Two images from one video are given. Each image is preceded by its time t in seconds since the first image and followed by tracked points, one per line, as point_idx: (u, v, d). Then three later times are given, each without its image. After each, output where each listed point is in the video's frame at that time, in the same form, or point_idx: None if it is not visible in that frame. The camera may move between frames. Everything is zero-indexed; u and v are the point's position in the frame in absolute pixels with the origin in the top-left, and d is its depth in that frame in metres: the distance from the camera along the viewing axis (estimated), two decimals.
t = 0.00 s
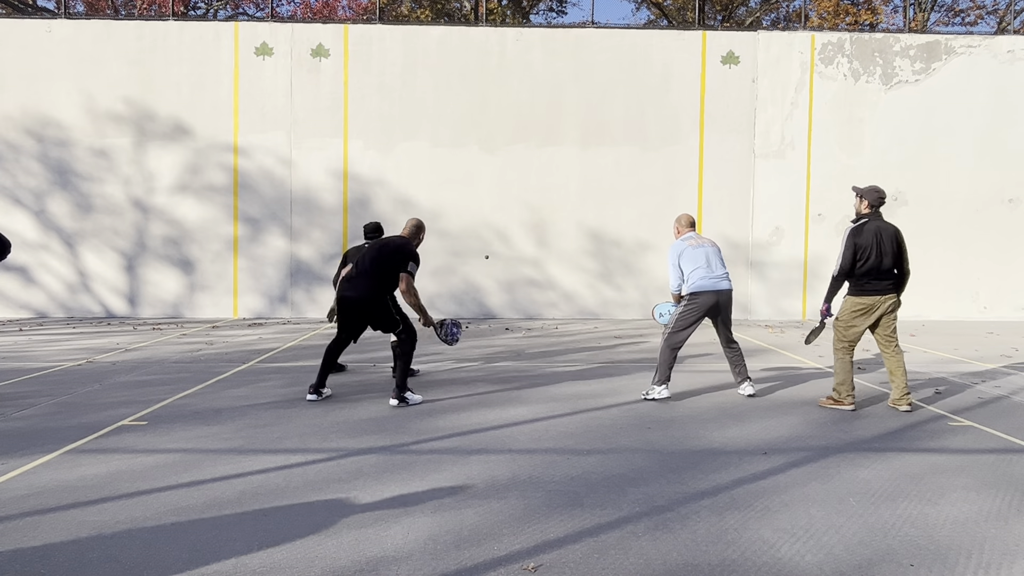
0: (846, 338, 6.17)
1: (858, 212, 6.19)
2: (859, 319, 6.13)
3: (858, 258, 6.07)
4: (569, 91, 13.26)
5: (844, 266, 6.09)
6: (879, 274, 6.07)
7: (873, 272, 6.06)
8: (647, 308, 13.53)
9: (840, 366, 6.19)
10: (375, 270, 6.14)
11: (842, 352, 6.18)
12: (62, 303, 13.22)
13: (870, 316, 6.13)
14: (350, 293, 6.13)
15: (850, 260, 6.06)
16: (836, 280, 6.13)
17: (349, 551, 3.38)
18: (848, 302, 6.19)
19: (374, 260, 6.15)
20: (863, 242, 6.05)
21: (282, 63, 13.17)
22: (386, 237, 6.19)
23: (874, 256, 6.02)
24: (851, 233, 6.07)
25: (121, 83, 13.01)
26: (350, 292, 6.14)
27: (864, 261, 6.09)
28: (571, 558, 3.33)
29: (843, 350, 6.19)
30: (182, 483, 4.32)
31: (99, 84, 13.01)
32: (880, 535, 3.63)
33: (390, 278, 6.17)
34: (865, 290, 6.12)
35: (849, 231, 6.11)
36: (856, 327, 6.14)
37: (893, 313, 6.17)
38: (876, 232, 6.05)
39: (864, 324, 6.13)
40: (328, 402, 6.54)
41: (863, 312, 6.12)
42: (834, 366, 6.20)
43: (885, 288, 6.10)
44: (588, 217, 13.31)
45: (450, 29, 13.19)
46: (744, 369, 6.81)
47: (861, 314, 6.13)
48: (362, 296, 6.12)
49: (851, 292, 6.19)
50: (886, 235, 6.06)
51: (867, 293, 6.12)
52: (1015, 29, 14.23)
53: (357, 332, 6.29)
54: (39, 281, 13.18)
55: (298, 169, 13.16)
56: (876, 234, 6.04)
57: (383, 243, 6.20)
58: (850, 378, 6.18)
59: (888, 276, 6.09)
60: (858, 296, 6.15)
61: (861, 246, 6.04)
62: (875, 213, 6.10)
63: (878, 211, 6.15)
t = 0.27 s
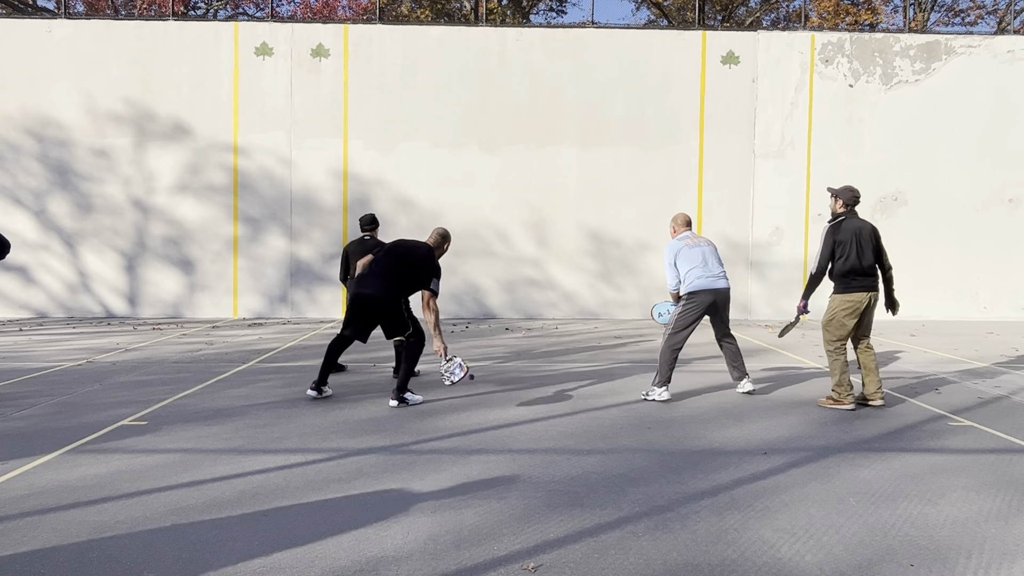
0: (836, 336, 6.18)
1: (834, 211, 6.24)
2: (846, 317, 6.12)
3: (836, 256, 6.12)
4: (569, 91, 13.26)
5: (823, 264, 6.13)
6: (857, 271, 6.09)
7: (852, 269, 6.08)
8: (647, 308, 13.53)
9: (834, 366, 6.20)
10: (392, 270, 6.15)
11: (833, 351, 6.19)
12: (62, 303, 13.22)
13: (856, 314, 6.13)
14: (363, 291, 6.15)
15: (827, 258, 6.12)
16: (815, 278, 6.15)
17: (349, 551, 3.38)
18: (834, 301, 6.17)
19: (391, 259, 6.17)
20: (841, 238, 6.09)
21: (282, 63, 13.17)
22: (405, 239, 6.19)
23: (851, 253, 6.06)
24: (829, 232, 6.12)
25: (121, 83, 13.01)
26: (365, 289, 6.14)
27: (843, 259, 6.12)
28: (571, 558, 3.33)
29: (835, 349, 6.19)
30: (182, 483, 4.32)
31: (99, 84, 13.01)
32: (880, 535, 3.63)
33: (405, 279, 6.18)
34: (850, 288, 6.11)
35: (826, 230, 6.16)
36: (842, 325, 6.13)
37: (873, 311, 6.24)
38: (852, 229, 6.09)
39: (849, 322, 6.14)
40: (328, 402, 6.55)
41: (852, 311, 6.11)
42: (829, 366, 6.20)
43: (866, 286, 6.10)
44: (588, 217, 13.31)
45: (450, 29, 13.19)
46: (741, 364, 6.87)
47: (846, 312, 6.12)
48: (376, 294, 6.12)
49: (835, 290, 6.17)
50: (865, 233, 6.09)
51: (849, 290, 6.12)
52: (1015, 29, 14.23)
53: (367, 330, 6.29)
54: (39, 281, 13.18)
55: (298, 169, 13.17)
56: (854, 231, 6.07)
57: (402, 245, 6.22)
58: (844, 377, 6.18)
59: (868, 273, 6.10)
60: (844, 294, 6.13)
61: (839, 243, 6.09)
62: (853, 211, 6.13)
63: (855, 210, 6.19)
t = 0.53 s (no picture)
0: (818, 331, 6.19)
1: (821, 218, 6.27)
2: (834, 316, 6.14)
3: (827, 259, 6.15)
4: (568, 91, 13.26)
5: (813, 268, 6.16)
6: (851, 275, 6.10)
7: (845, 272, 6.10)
8: (647, 308, 13.53)
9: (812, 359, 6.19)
10: (406, 263, 6.14)
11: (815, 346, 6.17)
12: (62, 303, 13.22)
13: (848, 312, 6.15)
14: (379, 287, 6.11)
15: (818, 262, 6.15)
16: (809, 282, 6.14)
17: (348, 551, 3.38)
18: (828, 301, 6.16)
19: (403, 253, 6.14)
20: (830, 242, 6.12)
21: (282, 63, 13.17)
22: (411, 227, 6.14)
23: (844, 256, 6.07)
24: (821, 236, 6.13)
25: (121, 83, 13.01)
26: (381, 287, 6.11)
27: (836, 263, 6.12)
28: (571, 558, 3.33)
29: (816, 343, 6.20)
30: (182, 483, 4.32)
31: (99, 84, 13.01)
32: (879, 535, 3.63)
33: (419, 271, 6.17)
34: (842, 288, 6.13)
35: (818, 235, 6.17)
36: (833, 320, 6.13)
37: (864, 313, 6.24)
38: (844, 233, 6.11)
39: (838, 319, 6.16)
40: (327, 402, 6.55)
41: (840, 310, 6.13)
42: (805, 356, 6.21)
43: (858, 287, 6.10)
44: (588, 217, 13.30)
45: (450, 29, 13.19)
46: (746, 372, 6.83)
47: (839, 309, 6.13)
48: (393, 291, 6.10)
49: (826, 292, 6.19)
50: (855, 236, 6.11)
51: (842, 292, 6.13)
52: (1015, 29, 14.21)
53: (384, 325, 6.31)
54: (39, 281, 13.18)
55: (298, 169, 13.16)
56: (844, 235, 6.09)
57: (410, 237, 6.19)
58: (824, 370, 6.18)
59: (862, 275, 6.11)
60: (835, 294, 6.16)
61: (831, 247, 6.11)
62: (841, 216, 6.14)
63: (843, 215, 6.21)
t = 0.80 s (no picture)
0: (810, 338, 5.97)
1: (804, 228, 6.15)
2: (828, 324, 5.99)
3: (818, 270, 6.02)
4: (568, 91, 13.26)
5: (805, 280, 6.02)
6: (840, 283, 6.01)
7: (834, 281, 6.01)
8: (647, 308, 13.53)
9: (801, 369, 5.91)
10: (412, 257, 6.26)
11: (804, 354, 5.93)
12: (62, 303, 13.22)
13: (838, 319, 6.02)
14: (394, 285, 6.22)
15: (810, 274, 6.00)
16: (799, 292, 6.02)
17: (348, 551, 3.38)
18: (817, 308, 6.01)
19: (414, 247, 6.25)
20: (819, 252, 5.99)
21: (282, 63, 13.17)
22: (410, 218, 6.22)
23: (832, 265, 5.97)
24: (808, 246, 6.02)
25: (121, 83, 13.01)
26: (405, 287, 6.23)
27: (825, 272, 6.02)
28: (571, 558, 3.33)
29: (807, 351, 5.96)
30: (182, 483, 4.32)
31: (99, 84, 13.01)
32: (880, 535, 3.63)
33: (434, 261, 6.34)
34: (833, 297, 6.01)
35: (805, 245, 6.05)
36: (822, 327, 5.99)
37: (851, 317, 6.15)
38: (831, 242, 6.01)
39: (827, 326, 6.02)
40: (327, 402, 6.55)
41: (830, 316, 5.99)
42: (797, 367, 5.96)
43: (852, 294, 6.02)
44: (588, 217, 13.30)
45: (450, 29, 13.19)
46: (746, 373, 6.82)
47: (828, 316, 5.99)
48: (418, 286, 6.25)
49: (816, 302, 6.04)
50: (841, 242, 6.03)
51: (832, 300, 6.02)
52: (1015, 29, 14.20)
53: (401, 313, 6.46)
54: (39, 281, 13.18)
55: (298, 169, 13.16)
56: (830, 244, 6.00)
57: (414, 230, 6.27)
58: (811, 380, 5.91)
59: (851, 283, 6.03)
60: (827, 303, 6.02)
61: (819, 257, 6.00)
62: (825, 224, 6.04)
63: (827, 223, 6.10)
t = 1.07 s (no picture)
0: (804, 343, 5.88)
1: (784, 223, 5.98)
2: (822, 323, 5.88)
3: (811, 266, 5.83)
4: (568, 91, 13.26)
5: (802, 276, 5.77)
6: (830, 277, 5.85)
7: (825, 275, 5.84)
8: (647, 308, 13.53)
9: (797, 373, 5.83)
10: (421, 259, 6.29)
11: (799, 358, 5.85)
12: (62, 303, 13.22)
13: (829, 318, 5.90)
14: (403, 287, 6.25)
15: (806, 268, 5.78)
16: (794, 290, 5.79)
17: (348, 551, 3.38)
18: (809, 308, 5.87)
19: (425, 251, 6.29)
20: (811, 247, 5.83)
21: (282, 64, 13.17)
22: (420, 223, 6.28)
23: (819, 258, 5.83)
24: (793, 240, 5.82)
25: (121, 83, 13.01)
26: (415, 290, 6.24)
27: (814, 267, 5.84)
28: (571, 558, 3.33)
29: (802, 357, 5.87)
30: (182, 483, 4.32)
31: (99, 83, 13.01)
32: (879, 535, 3.63)
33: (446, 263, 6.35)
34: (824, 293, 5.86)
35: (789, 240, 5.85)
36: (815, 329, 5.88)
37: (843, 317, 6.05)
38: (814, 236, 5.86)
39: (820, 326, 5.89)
40: (327, 402, 6.55)
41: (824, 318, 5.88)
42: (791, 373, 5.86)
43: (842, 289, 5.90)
44: (588, 217, 13.30)
45: (450, 29, 13.19)
46: (744, 372, 6.81)
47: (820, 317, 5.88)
48: (429, 288, 6.27)
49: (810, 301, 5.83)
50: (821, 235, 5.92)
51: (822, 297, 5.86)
52: (1015, 29, 14.20)
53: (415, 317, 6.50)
54: (39, 281, 13.18)
55: (298, 169, 13.16)
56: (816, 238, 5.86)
57: (424, 234, 6.31)
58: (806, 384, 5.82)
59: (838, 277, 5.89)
60: (818, 301, 5.86)
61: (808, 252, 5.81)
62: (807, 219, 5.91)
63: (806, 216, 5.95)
